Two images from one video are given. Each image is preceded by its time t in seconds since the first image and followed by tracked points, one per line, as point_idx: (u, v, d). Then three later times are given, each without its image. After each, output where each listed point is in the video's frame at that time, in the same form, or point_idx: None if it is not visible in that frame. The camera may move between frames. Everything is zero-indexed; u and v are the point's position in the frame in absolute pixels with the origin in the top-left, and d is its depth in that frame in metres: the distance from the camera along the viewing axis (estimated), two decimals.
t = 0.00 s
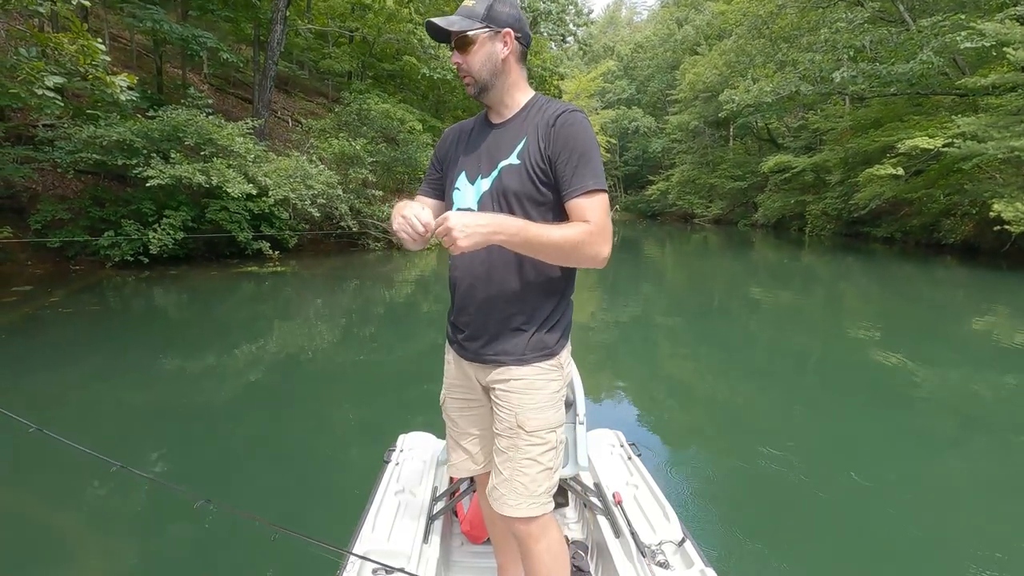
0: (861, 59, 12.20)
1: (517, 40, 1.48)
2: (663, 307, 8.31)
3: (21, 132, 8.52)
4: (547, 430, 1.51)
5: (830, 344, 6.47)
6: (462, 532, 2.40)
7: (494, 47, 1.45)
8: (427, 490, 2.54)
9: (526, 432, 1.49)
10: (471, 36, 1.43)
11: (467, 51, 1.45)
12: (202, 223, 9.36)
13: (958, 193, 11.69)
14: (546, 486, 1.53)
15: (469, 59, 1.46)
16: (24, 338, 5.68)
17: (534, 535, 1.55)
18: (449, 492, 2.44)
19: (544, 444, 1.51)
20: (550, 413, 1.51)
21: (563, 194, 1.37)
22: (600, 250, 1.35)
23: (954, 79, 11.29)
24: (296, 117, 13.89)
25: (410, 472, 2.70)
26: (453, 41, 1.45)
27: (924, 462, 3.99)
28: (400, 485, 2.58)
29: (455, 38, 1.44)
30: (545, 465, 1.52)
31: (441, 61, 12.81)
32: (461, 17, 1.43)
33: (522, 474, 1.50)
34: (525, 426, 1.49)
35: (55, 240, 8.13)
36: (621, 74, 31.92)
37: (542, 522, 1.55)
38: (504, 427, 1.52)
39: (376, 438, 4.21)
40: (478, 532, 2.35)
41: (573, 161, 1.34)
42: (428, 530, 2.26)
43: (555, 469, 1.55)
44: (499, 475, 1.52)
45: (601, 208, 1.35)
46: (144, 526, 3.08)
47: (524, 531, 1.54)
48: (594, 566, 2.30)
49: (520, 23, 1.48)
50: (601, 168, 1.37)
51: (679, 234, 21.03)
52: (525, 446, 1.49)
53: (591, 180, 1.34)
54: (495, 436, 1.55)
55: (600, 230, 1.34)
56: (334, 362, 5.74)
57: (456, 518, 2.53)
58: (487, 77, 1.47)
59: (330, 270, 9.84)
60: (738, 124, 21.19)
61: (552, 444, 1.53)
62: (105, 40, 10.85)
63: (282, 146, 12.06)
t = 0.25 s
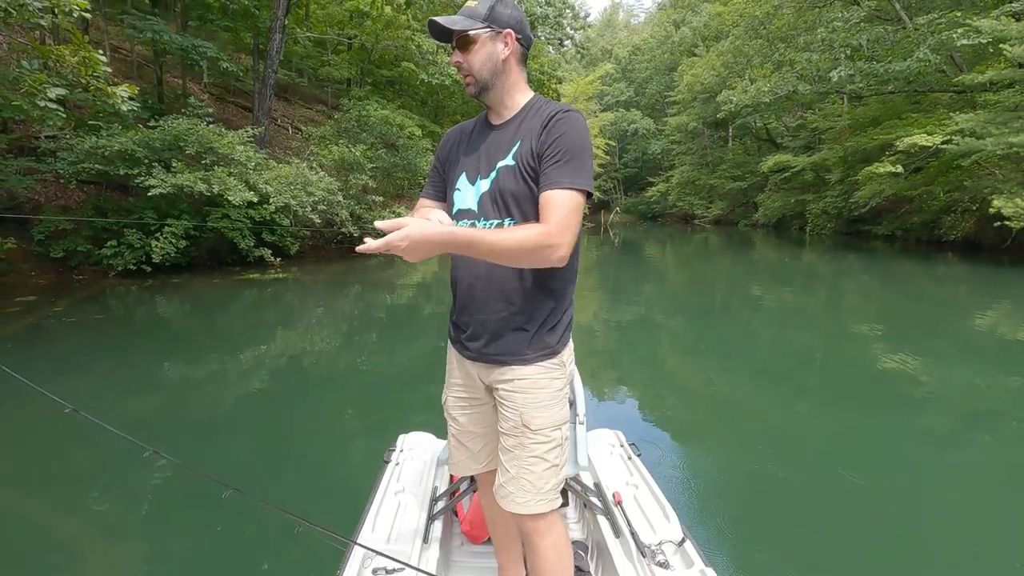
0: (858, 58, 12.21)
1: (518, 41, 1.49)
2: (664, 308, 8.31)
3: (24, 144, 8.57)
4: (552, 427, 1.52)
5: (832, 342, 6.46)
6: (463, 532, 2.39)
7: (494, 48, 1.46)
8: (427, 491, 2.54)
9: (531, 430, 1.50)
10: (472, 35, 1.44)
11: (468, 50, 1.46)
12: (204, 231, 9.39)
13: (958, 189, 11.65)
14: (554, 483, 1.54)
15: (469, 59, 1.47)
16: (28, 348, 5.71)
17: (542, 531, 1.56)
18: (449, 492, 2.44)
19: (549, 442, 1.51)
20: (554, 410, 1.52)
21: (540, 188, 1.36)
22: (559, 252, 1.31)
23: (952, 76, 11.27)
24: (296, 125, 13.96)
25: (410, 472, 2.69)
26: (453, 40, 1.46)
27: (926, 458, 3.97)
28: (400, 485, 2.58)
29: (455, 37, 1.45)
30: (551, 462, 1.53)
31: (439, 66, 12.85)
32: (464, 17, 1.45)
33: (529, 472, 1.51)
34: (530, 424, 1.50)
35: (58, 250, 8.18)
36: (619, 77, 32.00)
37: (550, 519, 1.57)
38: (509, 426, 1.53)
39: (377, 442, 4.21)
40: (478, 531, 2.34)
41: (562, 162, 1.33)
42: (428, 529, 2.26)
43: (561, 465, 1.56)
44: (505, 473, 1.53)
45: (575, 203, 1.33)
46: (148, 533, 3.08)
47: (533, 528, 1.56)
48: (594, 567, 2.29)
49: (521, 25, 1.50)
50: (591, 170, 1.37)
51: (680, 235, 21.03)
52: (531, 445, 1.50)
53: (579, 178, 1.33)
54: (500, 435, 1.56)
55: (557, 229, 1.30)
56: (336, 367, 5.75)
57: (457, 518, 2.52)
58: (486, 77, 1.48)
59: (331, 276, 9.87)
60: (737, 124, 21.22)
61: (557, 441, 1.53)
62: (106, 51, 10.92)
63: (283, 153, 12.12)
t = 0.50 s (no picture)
0: (858, 52, 12.17)
1: (518, 44, 1.49)
2: (666, 305, 8.30)
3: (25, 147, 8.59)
4: (551, 427, 1.52)
5: (834, 337, 6.45)
6: (462, 531, 2.39)
7: (496, 50, 1.45)
8: (428, 491, 2.55)
9: (530, 430, 1.51)
10: (475, 36, 1.43)
11: (470, 51, 1.45)
12: (204, 232, 9.40)
13: (958, 183, 11.67)
14: (553, 482, 1.54)
15: (471, 59, 1.46)
16: (31, 351, 5.72)
17: (542, 529, 1.56)
18: (449, 492, 2.45)
19: (548, 442, 1.52)
20: (553, 410, 1.52)
21: (532, 172, 1.34)
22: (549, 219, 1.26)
23: (952, 69, 11.27)
24: (296, 125, 13.97)
25: (410, 472, 2.71)
26: (454, 40, 1.46)
27: (927, 452, 3.97)
28: (400, 485, 2.59)
29: (457, 37, 1.45)
30: (550, 462, 1.53)
31: (438, 65, 12.83)
32: (466, 18, 1.44)
33: (528, 472, 1.51)
34: (529, 424, 1.51)
35: (60, 253, 8.19)
36: (619, 73, 31.95)
37: (549, 518, 1.57)
38: (509, 425, 1.54)
39: (379, 441, 4.22)
40: (478, 532, 2.35)
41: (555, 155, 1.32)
42: (428, 530, 2.26)
43: (561, 465, 1.56)
44: (506, 473, 1.54)
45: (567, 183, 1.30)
46: (152, 534, 3.09)
47: (532, 527, 1.57)
48: (594, 567, 2.29)
49: (522, 28, 1.49)
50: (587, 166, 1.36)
51: (681, 231, 20.99)
52: (530, 445, 1.51)
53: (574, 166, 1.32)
54: (500, 435, 1.58)
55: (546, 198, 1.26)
56: (338, 366, 5.76)
57: (457, 518, 2.52)
58: (486, 78, 1.47)
59: (332, 276, 9.88)
60: (737, 119, 21.18)
61: (557, 441, 1.54)
62: (105, 53, 10.93)
63: (283, 153, 12.12)
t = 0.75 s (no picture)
0: (858, 50, 12.14)
1: (519, 47, 1.49)
2: (666, 303, 8.30)
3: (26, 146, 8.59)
4: (550, 426, 1.53)
5: (834, 335, 6.45)
6: (463, 532, 2.40)
7: (499, 53, 1.46)
8: (427, 491, 2.57)
9: (529, 429, 1.51)
10: (478, 40, 1.43)
11: (472, 54, 1.46)
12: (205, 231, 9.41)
13: (958, 181, 11.68)
14: (552, 481, 1.55)
15: (473, 62, 1.46)
16: (33, 350, 5.73)
17: (539, 528, 1.57)
18: (450, 492, 2.48)
19: (547, 441, 1.52)
20: (552, 409, 1.53)
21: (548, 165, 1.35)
22: (583, 195, 1.28)
23: (952, 66, 11.26)
24: (295, 124, 13.97)
25: (410, 473, 2.72)
26: (457, 43, 1.46)
27: (927, 450, 3.98)
28: (400, 485, 2.60)
29: (460, 39, 1.45)
30: (549, 461, 1.53)
31: (438, 63, 12.82)
32: (471, 22, 1.43)
33: (527, 470, 1.52)
34: (528, 424, 1.51)
35: (61, 252, 8.20)
36: (619, 70, 31.92)
37: (548, 516, 1.57)
38: (508, 424, 1.54)
39: (379, 440, 4.23)
40: (478, 532, 2.36)
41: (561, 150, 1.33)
42: (428, 530, 2.28)
43: (560, 464, 1.56)
44: (505, 471, 1.55)
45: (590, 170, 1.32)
46: (154, 533, 3.10)
47: (530, 525, 1.57)
48: (594, 567, 2.29)
49: (522, 34, 1.50)
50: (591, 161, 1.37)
51: (681, 229, 20.98)
52: (529, 443, 1.51)
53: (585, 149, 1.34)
54: (500, 433, 1.58)
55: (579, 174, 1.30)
56: (338, 365, 5.77)
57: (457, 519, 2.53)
58: (488, 81, 1.48)
59: (333, 275, 9.89)
60: (738, 117, 21.16)
61: (556, 440, 1.54)
62: (105, 52, 10.93)
63: (283, 152, 12.12)
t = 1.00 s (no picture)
0: (858, 53, 12.16)
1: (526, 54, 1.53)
2: (666, 304, 8.32)
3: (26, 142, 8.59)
4: (553, 425, 1.53)
5: (833, 337, 6.46)
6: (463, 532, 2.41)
7: (509, 59, 1.50)
8: (427, 490, 2.58)
9: (533, 427, 1.51)
10: (490, 45, 1.46)
11: (483, 57, 1.49)
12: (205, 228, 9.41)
13: (957, 184, 11.69)
14: (553, 480, 1.55)
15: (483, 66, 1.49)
16: (32, 345, 5.73)
17: (540, 526, 1.57)
18: (450, 492, 2.49)
19: (550, 440, 1.53)
20: (556, 408, 1.53)
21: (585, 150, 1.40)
22: (637, 156, 1.33)
23: (952, 70, 11.30)
24: (296, 122, 13.97)
25: (410, 472, 2.73)
26: (469, 46, 1.49)
27: (925, 452, 3.99)
28: (400, 485, 2.61)
29: (472, 43, 1.48)
30: (551, 460, 1.54)
31: (439, 63, 12.82)
32: (483, 26, 1.46)
33: (530, 469, 1.52)
34: (531, 422, 1.51)
35: (61, 248, 8.20)
36: (619, 71, 31.93)
37: (548, 515, 1.58)
38: (510, 423, 1.54)
39: (378, 437, 4.24)
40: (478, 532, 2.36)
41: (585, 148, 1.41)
42: (428, 530, 2.28)
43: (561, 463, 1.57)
44: (507, 470, 1.54)
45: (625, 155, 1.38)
46: (152, 530, 3.10)
47: (530, 525, 1.57)
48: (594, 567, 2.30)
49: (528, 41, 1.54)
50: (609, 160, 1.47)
51: (680, 231, 20.99)
52: (532, 443, 1.52)
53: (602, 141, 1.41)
54: (502, 432, 1.58)
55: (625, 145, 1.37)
56: (338, 363, 5.77)
57: (457, 518, 2.54)
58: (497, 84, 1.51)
59: (332, 273, 9.89)
60: (737, 119, 21.20)
61: (558, 439, 1.54)
62: (106, 49, 10.93)
63: (283, 150, 12.13)
